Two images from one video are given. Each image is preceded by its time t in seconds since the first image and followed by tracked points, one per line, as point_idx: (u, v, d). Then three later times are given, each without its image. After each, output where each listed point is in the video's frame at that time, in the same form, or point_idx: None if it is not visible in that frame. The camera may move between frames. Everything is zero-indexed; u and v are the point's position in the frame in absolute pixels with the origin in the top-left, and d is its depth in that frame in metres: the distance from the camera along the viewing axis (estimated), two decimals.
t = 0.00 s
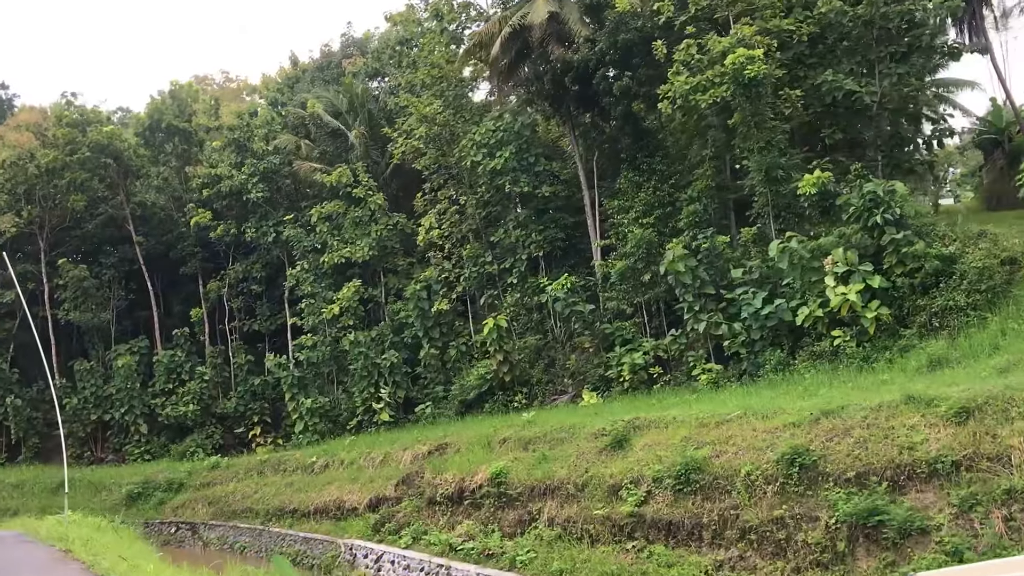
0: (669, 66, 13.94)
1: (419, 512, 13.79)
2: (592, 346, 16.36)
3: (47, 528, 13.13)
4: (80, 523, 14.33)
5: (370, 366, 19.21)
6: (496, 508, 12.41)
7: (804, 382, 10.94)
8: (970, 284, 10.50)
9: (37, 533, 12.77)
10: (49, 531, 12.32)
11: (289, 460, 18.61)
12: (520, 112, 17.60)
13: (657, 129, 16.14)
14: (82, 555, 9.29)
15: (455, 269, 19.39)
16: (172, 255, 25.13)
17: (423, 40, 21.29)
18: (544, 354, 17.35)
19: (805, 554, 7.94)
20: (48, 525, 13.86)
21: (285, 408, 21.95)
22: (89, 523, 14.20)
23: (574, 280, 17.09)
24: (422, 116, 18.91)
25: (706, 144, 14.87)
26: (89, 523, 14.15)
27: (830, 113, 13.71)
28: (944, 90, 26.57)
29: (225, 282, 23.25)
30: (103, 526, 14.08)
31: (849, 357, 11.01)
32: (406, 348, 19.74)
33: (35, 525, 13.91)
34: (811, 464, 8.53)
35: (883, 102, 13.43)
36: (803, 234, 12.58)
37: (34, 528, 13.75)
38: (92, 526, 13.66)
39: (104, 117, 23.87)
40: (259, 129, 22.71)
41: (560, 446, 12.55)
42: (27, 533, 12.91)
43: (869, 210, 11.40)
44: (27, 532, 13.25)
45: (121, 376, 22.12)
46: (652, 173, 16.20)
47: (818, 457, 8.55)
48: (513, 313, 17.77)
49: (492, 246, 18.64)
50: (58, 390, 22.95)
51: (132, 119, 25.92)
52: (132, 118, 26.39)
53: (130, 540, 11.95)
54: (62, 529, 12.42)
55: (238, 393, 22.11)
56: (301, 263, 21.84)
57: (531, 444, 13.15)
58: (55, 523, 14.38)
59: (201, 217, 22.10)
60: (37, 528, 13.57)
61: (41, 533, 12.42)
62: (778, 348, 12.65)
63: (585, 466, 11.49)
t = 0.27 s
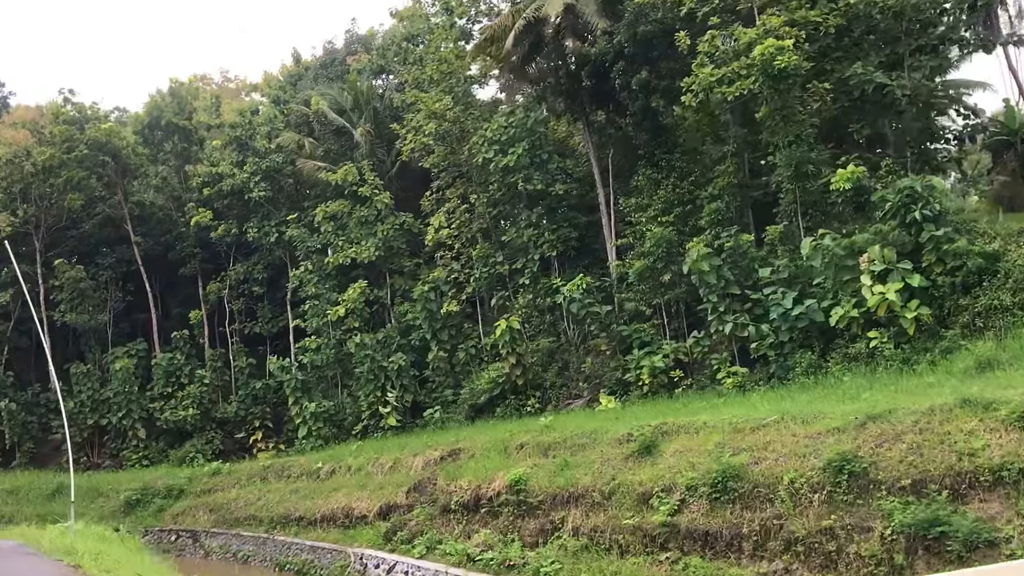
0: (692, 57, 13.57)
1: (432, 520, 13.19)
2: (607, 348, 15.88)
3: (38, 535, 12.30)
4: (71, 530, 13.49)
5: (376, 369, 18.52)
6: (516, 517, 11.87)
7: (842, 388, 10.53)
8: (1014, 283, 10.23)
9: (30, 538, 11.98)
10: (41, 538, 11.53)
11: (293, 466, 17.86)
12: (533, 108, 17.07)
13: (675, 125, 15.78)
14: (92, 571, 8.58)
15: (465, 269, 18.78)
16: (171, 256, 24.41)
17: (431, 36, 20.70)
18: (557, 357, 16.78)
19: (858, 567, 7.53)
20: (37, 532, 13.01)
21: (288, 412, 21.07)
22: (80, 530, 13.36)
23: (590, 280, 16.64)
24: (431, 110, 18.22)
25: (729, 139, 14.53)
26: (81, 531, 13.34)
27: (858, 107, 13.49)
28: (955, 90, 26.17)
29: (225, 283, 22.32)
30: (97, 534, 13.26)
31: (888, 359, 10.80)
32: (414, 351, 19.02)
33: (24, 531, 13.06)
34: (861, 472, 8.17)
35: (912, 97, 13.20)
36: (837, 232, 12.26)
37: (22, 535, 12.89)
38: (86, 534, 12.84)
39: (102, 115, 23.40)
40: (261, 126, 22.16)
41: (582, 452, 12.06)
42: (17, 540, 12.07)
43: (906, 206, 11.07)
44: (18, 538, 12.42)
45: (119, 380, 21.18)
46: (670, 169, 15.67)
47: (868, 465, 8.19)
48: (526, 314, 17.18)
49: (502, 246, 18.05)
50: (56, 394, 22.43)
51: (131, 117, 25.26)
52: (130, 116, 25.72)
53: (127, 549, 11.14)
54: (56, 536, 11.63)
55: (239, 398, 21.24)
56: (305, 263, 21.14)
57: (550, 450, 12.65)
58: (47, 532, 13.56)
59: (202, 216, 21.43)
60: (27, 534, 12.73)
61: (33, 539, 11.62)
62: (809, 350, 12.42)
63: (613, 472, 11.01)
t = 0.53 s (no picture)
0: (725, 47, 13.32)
1: (454, 527, 12.61)
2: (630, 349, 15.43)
3: (43, 542, 11.62)
4: (74, 536, 12.78)
5: (390, 371, 17.95)
6: (544, 524, 11.35)
7: (891, 390, 10.09)
8: None
9: (35, 545, 11.32)
10: (48, 547, 10.89)
11: (305, 470, 17.10)
12: (553, 102, 16.62)
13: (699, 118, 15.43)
14: None
15: (481, 268, 18.23)
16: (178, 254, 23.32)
17: (446, 31, 20.18)
18: (578, 358, 16.26)
19: None
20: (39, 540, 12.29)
21: (298, 415, 20.20)
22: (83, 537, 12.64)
23: (614, 278, 16.24)
24: (446, 105, 17.55)
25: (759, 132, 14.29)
26: (85, 538, 12.64)
27: (895, 99, 13.13)
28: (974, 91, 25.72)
29: (233, 284, 21.51)
30: (103, 539, 12.55)
31: (935, 359, 10.39)
32: (429, 353, 18.36)
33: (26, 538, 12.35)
34: (924, 477, 7.77)
35: (950, 89, 12.90)
36: (880, 227, 11.88)
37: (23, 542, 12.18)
38: (91, 540, 12.12)
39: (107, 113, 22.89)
40: (271, 123, 21.65)
41: (614, 456, 11.59)
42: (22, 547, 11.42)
43: (954, 200, 10.69)
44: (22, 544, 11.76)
45: (125, 382, 20.32)
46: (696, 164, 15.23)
47: (932, 470, 7.80)
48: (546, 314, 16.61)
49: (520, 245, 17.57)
50: (60, 396, 21.87)
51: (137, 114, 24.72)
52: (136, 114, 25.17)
53: (137, 557, 10.49)
54: (63, 544, 10.97)
55: (249, 400, 20.38)
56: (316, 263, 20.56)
57: (579, 453, 12.17)
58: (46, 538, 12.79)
59: (211, 214, 20.92)
60: (30, 542, 12.04)
61: (40, 547, 10.98)
62: (849, 351, 11.97)
63: (650, 477, 10.52)
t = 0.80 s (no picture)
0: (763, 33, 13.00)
1: (480, 532, 12.11)
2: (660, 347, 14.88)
3: (56, 550, 11.00)
4: (86, 542, 12.17)
5: (408, 370, 17.40)
6: (578, 530, 10.86)
7: (948, 390, 9.61)
8: None
9: (49, 552, 10.72)
10: (64, 554, 10.30)
11: (321, 472, 16.35)
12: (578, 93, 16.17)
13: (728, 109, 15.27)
14: None
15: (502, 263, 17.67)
16: (188, 251, 22.51)
17: (464, 22, 19.72)
18: (604, 357, 15.76)
19: None
20: (51, 546, 11.68)
21: (312, 415, 19.62)
22: (95, 542, 12.04)
23: (642, 272, 15.72)
24: (467, 97, 17.24)
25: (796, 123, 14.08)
26: (94, 543, 11.99)
27: (941, 86, 12.76)
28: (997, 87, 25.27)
29: (246, 282, 20.95)
30: (118, 543, 11.95)
31: (993, 356, 9.96)
32: (450, 351, 17.82)
33: (37, 545, 11.73)
34: (1002, 482, 7.38)
35: (995, 78, 12.56)
36: (930, 218, 11.42)
37: (34, 547, 11.55)
38: (106, 547, 11.48)
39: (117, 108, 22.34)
40: (285, 117, 21.15)
41: (653, 458, 11.08)
42: (38, 553, 10.85)
43: (1011, 189, 10.22)
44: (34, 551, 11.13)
45: (135, 382, 19.52)
46: (728, 155, 14.97)
47: (1009, 473, 7.41)
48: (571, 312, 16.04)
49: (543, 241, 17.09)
50: (69, 396, 21.33)
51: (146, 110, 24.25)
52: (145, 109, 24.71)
53: (158, 565, 9.89)
54: (77, 553, 10.32)
55: (261, 400, 19.70)
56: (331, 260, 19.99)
57: (613, 455, 11.65)
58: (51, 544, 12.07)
59: (224, 210, 20.46)
60: (41, 548, 11.41)
61: (56, 554, 10.39)
62: (897, 348, 11.63)
63: (694, 480, 10.04)
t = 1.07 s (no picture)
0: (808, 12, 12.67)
1: (513, 533, 11.59)
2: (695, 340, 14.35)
3: (74, 554, 10.43)
4: (105, 545, 11.60)
5: (430, 366, 16.85)
6: (619, 532, 10.35)
7: (1016, 384, 9.13)
8: None
9: (68, 556, 10.16)
10: (84, 558, 9.75)
11: (342, 471, 15.72)
12: (608, 79, 15.64)
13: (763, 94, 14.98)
14: None
15: (527, 255, 17.13)
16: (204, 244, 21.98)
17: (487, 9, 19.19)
18: (635, 351, 15.29)
19: None
20: (68, 549, 11.11)
21: (331, 412, 19.12)
22: (115, 545, 11.48)
23: (676, 264, 15.09)
24: (492, 83, 16.61)
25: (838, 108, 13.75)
26: (113, 546, 11.43)
27: (992, 70, 12.42)
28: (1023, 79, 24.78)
29: (263, 276, 20.43)
30: (138, 545, 11.40)
31: None
32: (472, 346, 17.31)
33: (52, 549, 11.15)
34: None
35: None
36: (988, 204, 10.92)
37: (49, 551, 10.97)
38: (126, 550, 10.92)
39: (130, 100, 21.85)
40: (302, 108, 20.62)
41: (697, 456, 10.57)
42: (57, 557, 10.29)
43: None
44: (51, 555, 10.58)
45: (149, 379, 18.78)
46: (767, 140, 14.56)
47: None
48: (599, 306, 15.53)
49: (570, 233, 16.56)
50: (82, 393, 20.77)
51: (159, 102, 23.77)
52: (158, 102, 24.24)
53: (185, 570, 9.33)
54: (97, 558, 9.75)
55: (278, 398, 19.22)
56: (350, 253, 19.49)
57: (653, 453, 11.13)
58: (67, 548, 11.51)
59: (240, 203, 20.01)
60: (59, 552, 10.85)
61: (76, 559, 9.83)
62: (951, 341, 11.17)
63: (746, 479, 9.53)
